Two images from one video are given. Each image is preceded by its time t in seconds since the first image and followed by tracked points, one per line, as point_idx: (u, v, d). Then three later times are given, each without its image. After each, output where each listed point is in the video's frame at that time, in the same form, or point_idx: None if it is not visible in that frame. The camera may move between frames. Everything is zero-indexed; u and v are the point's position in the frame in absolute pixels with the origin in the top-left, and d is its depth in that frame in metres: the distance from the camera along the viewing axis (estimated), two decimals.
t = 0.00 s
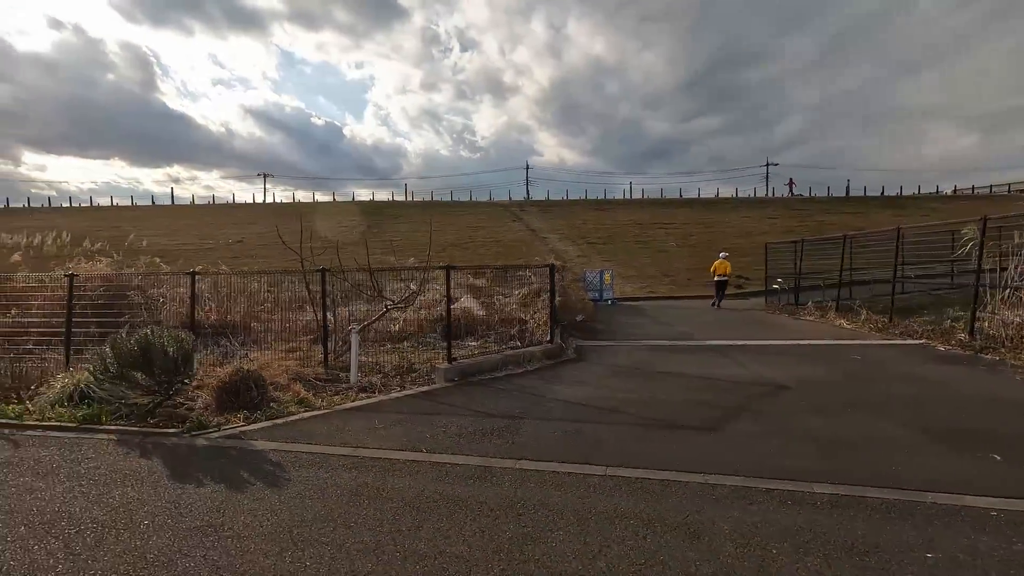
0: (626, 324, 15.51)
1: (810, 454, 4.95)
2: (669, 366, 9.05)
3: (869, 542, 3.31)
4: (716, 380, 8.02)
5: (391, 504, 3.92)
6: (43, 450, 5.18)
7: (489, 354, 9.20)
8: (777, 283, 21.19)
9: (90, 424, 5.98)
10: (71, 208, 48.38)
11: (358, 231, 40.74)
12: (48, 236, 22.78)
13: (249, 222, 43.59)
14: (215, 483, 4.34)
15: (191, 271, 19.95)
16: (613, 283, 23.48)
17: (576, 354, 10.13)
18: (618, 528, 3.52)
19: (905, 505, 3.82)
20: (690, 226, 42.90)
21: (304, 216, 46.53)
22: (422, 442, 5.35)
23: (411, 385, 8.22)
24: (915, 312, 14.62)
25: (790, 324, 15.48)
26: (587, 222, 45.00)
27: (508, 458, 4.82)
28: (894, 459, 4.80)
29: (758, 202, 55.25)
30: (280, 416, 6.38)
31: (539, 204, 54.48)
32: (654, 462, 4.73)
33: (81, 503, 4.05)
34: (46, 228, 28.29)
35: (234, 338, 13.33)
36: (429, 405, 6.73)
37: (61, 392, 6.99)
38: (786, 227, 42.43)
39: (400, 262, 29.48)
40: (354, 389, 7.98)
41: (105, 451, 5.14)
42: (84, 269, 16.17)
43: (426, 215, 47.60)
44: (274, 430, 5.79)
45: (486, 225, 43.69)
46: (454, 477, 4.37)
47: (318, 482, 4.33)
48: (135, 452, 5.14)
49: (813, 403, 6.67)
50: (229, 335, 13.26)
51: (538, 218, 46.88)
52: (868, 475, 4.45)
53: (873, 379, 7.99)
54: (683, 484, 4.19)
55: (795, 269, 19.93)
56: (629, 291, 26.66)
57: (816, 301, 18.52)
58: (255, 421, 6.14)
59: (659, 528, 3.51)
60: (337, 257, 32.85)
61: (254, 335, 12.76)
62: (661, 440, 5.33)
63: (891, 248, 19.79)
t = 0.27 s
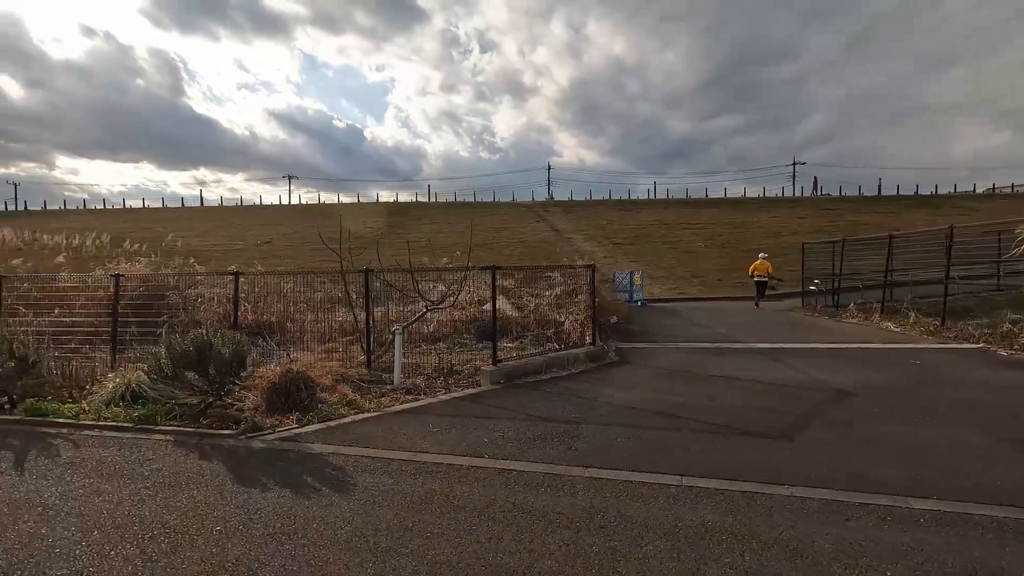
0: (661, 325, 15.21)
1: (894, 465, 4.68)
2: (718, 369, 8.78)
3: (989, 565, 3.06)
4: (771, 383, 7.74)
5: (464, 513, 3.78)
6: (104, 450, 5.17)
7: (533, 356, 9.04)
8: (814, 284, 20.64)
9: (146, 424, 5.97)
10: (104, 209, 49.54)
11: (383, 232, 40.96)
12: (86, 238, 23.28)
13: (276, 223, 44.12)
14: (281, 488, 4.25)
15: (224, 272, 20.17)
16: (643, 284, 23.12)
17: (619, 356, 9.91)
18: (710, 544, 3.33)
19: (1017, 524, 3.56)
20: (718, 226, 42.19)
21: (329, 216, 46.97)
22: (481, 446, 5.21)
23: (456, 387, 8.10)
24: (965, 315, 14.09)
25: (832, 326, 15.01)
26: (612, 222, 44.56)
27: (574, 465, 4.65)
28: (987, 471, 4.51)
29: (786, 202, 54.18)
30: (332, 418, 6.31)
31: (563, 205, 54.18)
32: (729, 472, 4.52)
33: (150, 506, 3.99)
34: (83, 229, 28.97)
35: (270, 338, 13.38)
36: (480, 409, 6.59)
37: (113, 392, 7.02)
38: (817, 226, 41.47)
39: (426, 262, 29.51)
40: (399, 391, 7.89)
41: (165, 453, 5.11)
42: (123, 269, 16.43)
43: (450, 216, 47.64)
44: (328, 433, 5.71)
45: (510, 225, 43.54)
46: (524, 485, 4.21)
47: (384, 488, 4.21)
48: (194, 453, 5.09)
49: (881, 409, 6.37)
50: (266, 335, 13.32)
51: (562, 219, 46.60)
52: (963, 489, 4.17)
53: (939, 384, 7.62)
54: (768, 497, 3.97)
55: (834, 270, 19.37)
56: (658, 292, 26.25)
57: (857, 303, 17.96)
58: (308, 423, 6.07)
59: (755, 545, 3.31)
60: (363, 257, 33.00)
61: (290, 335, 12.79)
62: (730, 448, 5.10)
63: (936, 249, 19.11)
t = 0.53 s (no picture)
0: (700, 333, 14.88)
1: (990, 486, 4.41)
2: (774, 380, 8.49)
3: None
4: (833, 395, 7.44)
5: (546, 531, 3.64)
6: (169, 458, 5.17)
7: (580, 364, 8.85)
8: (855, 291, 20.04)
9: (206, 431, 5.97)
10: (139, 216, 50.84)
11: (410, 238, 41.18)
12: (126, 244, 23.83)
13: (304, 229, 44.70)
14: (352, 500, 4.17)
15: (260, 278, 20.42)
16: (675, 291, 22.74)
17: (666, 365, 9.67)
18: (817, 571, 3.13)
19: None
20: (747, 232, 41.45)
21: (357, 223, 47.43)
22: (546, 459, 5.06)
23: (505, 396, 7.96)
24: None
25: (879, 335, 14.50)
26: (639, 228, 44.10)
27: (649, 481, 4.48)
28: None
29: (817, 207, 53.05)
30: (389, 426, 6.23)
31: (588, 211, 53.87)
32: (815, 491, 4.29)
33: (225, 518, 3.94)
34: (123, 235, 29.71)
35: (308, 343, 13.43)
36: (536, 419, 6.44)
37: (168, 397, 7.06)
38: (851, 232, 40.46)
39: (455, 269, 29.53)
40: (448, 399, 7.77)
41: (229, 461, 5.08)
42: (164, 275, 16.72)
43: (475, 222, 47.71)
44: (387, 442, 5.61)
45: (536, 231, 43.36)
46: (602, 502, 4.05)
47: (457, 501, 4.08)
48: (257, 462, 5.05)
49: (959, 424, 6.05)
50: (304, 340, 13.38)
51: (588, 225, 46.31)
52: None
53: (1014, 398, 7.23)
54: (866, 520, 3.75)
55: (877, 277, 18.78)
56: (690, 299, 25.79)
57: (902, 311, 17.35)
58: (365, 431, 6.00)
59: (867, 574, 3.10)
60: (390, 263, 33.14)
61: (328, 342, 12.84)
62: (808, 464, 4.87)
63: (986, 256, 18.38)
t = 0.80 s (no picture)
0: (742, 339, 14.52)
1: None
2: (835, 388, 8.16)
3: None
4: (902, 404, 7.11)
5: (636, 545, 3.48)
6: (234, 462, 5.16)
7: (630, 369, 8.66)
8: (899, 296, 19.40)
9: (266, 434, 5.96)
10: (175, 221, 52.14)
11: (438, 243, 41.35)
12: (167, 249, 24.39)
13: (334, 234, 45.26)
14: (427, 508, 4.08)
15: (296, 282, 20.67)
16: (710, 295, 22.31)
17: (717, 371, 9.41)
18: None
19: None
20: (780, 236, 40.60)
21: (385, 228, 47.86)
22: (616, 468, 4.90)
23: (555, 401, 7.82)
24: None
25: (932, 341, 13.95)
26: (667, 232, 43.55)
27: (731, 493, 4.29)
28: None
29: (852, 210, 51.72)
30: (446, 432, 6.14)
31: (615, 214, 53.44)
32: (911, 506, 4.06)
33: (301, 524, 3.88)
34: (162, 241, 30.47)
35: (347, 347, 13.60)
36: (595, 427, 6.28)
37: (225, 401, 7.09)
38: (888, 236, 39.31)
39: (485, 272, 29.51)
40: (498, 404, 7.66)
41: (293, 465, 5.05)
42: (206, 279, 17.01)
43: (501, 227, 47.68)
44: (448, 448, 5.53)
45: (563, 235, 43.11)
46: (687, 516, 3.88)
47: (535, 512, 3.95)
48: (322, 467, 5.00)
49: None
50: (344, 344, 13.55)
51: (615, 229, 45.89)
52: None
53: None
54: (978, 540, 3.51)
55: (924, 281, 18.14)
56: (724, 304, 25.28)
57: (952, 317, 16.72)
58: (423, 436, 5.93)
59: None
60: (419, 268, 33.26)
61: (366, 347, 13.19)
62: (896, 476, 4.62)
63: None
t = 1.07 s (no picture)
0: (790, 347, 14.05)
1: None
2: (903, 403, 7.75)
3: None
4: (983, 421, 6.69)
5: None
6: (296, 476, 5.09)
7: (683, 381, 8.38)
8: (952, 303, 18.58)
9: (323, 446, 5.90)
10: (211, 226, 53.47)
11: (468, 248, 41.41)
12: (207, 254, 24.90)
13: (365, 238, 45.73)
14: (501, 530, 3.93)
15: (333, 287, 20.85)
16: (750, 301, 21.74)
17: (772, 383, 9.06)
18: None
19: None
20: (817, 239, 39.52)
21: (415, 232, 48.18)
22: (690, 489, 4.68)
23: (609, 414, 7.60)
24: None
25: (994, 351, 13.29)
26: (700, 236, 42.80)
27: (821, 520, 4.03)
28: None
29: (893, 212, 50.01)
30: (504, 446, 5.98)
31: (645, 218, 52.80)
32: None
33: (375, 545, 3.77)
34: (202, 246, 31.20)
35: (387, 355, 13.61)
36: (656, 443, 6.04)
37: (278, 410, 7.07)
38: (933, 238, 37.88)
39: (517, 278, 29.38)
40: (550, 416, 7.48)
41: (356, 481, 4.95)
42: (247, 285, 17.25)
43: (530, 231, 47.54)
44: (510, 464, 5.37)
45: (593, 239, 42.73)
46: (780, 546, 3.65)
47: (616, 538, 3.76)
48: (385, 483, 4.90)
49: None
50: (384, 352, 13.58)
51: (646, 233, 45.31)
52: None
53: None
54: None
55: (980, 287, 17.33)
56: (763, 309, 24.63)
57: (1013, 325, 15.92)
58: (482, 451, 5.79)
59: None
60: (450, 273, 33.34)
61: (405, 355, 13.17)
62: (999, 504, 4.29)
63: None
